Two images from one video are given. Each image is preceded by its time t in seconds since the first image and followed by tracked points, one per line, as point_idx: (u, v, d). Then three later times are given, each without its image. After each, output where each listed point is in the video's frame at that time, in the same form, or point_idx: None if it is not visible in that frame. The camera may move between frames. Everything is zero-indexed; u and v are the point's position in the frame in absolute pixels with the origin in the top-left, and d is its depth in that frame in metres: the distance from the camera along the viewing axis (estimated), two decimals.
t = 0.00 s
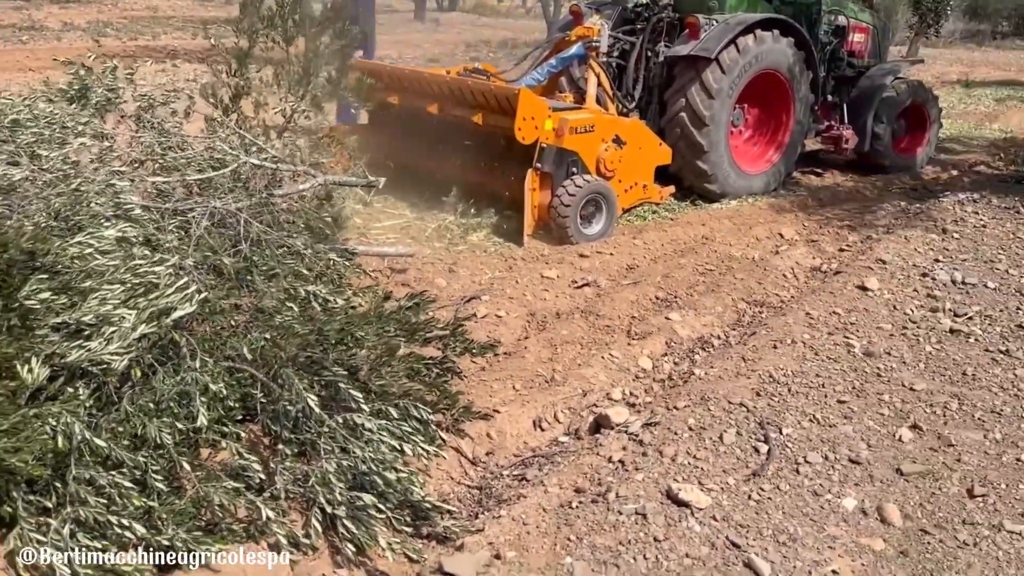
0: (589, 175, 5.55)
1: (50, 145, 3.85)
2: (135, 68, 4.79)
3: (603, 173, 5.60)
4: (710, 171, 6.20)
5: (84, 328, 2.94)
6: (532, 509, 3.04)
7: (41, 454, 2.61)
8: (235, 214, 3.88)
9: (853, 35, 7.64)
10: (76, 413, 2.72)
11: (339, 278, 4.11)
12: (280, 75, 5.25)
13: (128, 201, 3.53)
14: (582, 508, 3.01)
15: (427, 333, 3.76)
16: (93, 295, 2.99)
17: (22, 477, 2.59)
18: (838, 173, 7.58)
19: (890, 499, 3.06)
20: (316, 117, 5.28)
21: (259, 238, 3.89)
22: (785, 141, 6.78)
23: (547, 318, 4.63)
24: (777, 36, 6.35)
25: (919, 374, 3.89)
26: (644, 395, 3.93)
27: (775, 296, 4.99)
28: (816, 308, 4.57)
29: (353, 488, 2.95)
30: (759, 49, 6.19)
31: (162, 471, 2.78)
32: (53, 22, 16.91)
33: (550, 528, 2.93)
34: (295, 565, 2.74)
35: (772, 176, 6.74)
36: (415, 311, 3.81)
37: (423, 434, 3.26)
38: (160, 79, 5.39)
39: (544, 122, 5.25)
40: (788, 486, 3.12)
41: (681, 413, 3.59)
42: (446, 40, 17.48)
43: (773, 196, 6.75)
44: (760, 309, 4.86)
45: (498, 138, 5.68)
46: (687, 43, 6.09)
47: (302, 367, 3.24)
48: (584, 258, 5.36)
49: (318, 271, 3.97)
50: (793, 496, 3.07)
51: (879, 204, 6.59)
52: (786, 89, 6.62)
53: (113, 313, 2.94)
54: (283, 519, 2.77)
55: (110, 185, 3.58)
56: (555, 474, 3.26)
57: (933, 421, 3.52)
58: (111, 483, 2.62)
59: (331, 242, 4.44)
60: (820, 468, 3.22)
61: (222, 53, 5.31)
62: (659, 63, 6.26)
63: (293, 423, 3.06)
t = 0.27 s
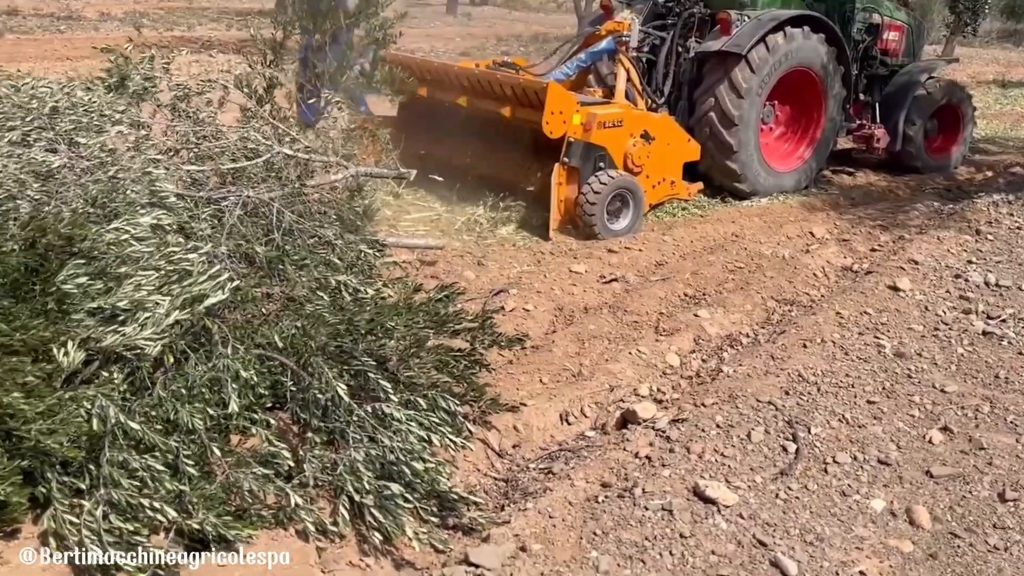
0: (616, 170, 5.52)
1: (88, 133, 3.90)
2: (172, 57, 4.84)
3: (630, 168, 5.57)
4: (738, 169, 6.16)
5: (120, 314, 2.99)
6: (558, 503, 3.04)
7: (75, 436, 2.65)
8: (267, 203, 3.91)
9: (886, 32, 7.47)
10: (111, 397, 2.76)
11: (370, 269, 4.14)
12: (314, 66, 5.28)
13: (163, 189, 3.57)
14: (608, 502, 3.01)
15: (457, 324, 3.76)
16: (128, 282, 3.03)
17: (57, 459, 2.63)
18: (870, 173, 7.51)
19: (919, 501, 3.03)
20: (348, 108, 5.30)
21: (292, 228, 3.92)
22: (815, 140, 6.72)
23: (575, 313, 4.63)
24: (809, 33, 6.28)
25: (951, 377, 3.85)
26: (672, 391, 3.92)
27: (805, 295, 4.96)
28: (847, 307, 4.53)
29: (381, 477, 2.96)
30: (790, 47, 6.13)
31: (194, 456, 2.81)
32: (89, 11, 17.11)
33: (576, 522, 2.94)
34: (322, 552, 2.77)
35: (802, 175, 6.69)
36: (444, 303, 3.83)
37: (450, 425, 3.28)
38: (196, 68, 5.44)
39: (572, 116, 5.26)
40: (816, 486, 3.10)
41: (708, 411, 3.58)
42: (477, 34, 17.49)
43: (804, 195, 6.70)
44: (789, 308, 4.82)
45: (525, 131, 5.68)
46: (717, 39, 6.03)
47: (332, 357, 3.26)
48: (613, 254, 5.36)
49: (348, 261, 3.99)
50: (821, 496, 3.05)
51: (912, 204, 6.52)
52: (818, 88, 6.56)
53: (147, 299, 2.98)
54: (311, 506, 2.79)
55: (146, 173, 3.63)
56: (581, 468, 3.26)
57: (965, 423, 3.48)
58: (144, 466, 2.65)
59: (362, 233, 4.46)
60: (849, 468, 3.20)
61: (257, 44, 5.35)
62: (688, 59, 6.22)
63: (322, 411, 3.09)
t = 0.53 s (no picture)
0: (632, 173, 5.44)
1: (128, 130, 3.97)
2: (211, 56, 4.91)
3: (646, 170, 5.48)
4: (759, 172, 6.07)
5: (157, 308, 3.04)
6: (587, 503, 3.05)
7: (113, 428, 2.71)
8: (302, 200, 3.95)
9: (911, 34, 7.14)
10: (148, 389, 2.82)
11: (403, 267, 4.18)
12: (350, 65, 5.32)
13: (201, 185, 3.62)
14: (637, 504, 3.01)
15: (487, 323, 3.78)
16: (166, 277, 3.08)
17: (95, 450, 2.69)
18: (901, 176, 7.41)
19: (951, 509, 3.01)
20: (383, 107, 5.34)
21: (326, 225, 3.97)
22: (838, 142, 6.61)
23: (605, 314, 4.64)
24: (834, 34, 6.17)
25: (986, 384, 3.80)
26: (702, 393, 3.92)
27: (838, 299, 4.92)
28: (880, 312, 4.49)
29: (411, 474, 2.99)
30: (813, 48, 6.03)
31: (227, 449, 2.85)
32: (129, 9, 17.37)
33: (604, 522, 2.94)
34: (353, 547, 2.80)
35: (824, 178, 6.58)
36: (476, 302, 3.85)
37: (480, 423, 3.30)
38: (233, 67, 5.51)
39: (588, 118, 5.23)
40: (846, 491, 3.08)
41: (738, 414, 3.57)
42: (511, 34, 17.51)
43: (837, 198, 6.64)
44: (821, 312, 4.79)
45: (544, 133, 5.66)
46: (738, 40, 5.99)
47: (365, 354, 3.29)
48: (644, 255, 5.36)
49: (381, 259, 4.02)
50: (851, 501, 3.03)
51: (948, 208, 6.44)
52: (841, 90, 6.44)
53: (184, 294, 3.04)
54: (342, 502, 2.82)
55: (184, 170, 3.68)
56: (610, 469, 3.26)
57: (999, 431, 3.45)
58: (179, 459, 2.69)
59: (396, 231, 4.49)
60: (880, 474, 3.18)
61: (294, 43, 5.41)
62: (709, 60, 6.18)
63: (354, 408, 3.12)
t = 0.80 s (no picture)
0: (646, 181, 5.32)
1: (175, 133, 4.03)
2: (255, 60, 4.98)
3: (661, 178, 5.35)
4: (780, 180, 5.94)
5: (203, 310, 3.08)
6: (626, 509, 3.05)
7: (161, 428, 2.76)
8: (345, 204, 4.00)
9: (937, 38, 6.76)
10: (195, 389, 2.86)
11: (443, 271, 4.21)
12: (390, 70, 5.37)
13: (246, 189, 3.66)
14: (676, 511, 3.01)
15: (527, 328, 3.80)
16: (212, 279, 3.13)
17: (143, 449, 2.74)
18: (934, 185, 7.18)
19: (995, 522, 2.97)
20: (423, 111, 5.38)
21: (368, 229, 4.00)
22: (862, 149, 6.45)
23: (643, 320, 4.63)
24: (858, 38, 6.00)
25: None
26: (741, 401, 3.90)
27: (878, 307, 4.88)
28: (921, 321, 4.45)
29: (452, 478, 3.01)
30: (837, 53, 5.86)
31: (271, 450, 2.89)
32: (171, 14, 17.66)
33: (644, 529, 2.94)
34: (394, 550, 2.83)
35: (847, 186, 6.43)
36: (515, 307, 3.86)
37: (520, 428, 3.31)
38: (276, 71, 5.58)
39: (600, 125, 5.11)
40: (888, 502, 3.06)
41: (778, 423, 3.55)
42: (548, 38, 17.54)
43: (876, 205, 6.57)
44: (861, 320, 4.75)
45: (560, 140, 5.53)
46: (760, 45, 5.81)
47: (406, 357, 3.31)
48: (681, 261, 5.36)
49: (421, 264, 4.05)
50: (893, 513, 3.01)
51: (991, 216, 6.35)
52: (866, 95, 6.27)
53: (229, 296, 3.08)
54: (383, 504, 2.85)
55: (230, 173, 3.73)
56: (648, 476, 3.26)
57: None
58: (225, 459, 2.74)
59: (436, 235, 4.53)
60: (922, 485, 3.15)
61: (335, 48, 5.47)
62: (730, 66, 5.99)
63: (395, 410, 3.14)
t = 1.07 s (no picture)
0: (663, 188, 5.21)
1: (219, 136, 4.09)
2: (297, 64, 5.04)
3: (680, 186, 5.23)
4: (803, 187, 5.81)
5: (248, 311, 3.11)
6: (666, 516, 3.04)
7: (206, 428, 2.80)
8: (386, 207, 4.03)
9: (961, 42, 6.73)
10: (239, 390, 2.90)
11: (482, 275, 4.23)
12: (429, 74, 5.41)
13: (289, 192, 3.70)
14: (717, 519, 2.99)
15: (565, 332, 3.80)
16: (256, 281, 3.17)
17: (190, 448, 2.79)
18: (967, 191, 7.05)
19: None
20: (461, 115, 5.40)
21: (409, 232, 4.03)
22: (886, 156, 6.32)
23: (681, 325, 4.62)
24: (882, 43, 5.89)
25: None
26: (781, 408, 3.88)
27: (920, 315, 4.82)
28: (964, 330, 4.39)
29: (492, 481, 3.02)
30: (861, 57, 5.75)
31: (314, 451, 2.92)
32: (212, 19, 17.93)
33: (683, 536, 2.93)
34: (435, 552, 2.85)
35: (872, 194, 6.29)
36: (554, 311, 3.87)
37: (559, 433, 3.31)
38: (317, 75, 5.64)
39: (617, 131, 4.96)
40: (931, 513, 3.02)
41: (819, 431, 3.52)
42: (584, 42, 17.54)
43: (917, 212, 6.49)
44: (902, 328, 4.70)
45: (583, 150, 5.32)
46: (781, 49, 5.69)
47: (446, 360, 3.33)
48: (718, 266, 5.33)
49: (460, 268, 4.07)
50: (937, 524, 2.97)
51: None
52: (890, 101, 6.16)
53: (273, 298, 3.11)
54: (424, 506, 2.87)
55: (274, 176, 3.77)
56: (688, 482, 3.25)
57: None
58: (269, 459, 2.77)
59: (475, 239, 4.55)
60: (967, 497, 3.11)
61: (375, 53, 5.51)
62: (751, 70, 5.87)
63: (436, 413, 3.16)
